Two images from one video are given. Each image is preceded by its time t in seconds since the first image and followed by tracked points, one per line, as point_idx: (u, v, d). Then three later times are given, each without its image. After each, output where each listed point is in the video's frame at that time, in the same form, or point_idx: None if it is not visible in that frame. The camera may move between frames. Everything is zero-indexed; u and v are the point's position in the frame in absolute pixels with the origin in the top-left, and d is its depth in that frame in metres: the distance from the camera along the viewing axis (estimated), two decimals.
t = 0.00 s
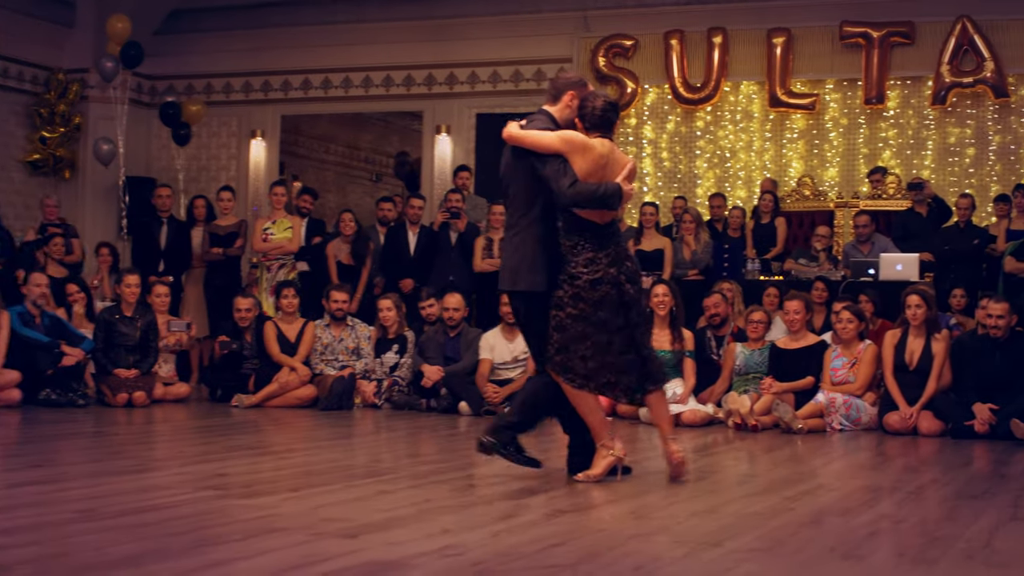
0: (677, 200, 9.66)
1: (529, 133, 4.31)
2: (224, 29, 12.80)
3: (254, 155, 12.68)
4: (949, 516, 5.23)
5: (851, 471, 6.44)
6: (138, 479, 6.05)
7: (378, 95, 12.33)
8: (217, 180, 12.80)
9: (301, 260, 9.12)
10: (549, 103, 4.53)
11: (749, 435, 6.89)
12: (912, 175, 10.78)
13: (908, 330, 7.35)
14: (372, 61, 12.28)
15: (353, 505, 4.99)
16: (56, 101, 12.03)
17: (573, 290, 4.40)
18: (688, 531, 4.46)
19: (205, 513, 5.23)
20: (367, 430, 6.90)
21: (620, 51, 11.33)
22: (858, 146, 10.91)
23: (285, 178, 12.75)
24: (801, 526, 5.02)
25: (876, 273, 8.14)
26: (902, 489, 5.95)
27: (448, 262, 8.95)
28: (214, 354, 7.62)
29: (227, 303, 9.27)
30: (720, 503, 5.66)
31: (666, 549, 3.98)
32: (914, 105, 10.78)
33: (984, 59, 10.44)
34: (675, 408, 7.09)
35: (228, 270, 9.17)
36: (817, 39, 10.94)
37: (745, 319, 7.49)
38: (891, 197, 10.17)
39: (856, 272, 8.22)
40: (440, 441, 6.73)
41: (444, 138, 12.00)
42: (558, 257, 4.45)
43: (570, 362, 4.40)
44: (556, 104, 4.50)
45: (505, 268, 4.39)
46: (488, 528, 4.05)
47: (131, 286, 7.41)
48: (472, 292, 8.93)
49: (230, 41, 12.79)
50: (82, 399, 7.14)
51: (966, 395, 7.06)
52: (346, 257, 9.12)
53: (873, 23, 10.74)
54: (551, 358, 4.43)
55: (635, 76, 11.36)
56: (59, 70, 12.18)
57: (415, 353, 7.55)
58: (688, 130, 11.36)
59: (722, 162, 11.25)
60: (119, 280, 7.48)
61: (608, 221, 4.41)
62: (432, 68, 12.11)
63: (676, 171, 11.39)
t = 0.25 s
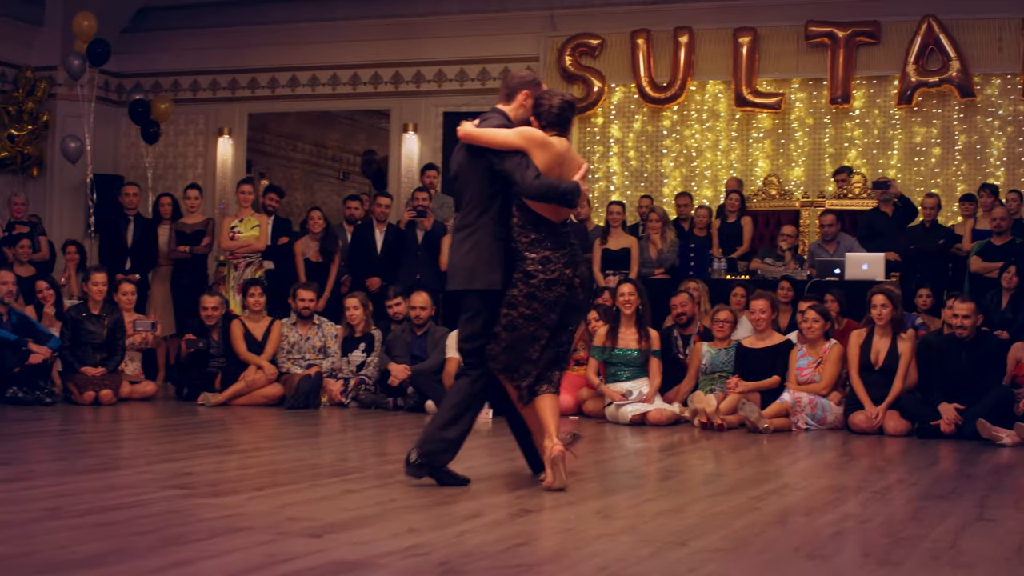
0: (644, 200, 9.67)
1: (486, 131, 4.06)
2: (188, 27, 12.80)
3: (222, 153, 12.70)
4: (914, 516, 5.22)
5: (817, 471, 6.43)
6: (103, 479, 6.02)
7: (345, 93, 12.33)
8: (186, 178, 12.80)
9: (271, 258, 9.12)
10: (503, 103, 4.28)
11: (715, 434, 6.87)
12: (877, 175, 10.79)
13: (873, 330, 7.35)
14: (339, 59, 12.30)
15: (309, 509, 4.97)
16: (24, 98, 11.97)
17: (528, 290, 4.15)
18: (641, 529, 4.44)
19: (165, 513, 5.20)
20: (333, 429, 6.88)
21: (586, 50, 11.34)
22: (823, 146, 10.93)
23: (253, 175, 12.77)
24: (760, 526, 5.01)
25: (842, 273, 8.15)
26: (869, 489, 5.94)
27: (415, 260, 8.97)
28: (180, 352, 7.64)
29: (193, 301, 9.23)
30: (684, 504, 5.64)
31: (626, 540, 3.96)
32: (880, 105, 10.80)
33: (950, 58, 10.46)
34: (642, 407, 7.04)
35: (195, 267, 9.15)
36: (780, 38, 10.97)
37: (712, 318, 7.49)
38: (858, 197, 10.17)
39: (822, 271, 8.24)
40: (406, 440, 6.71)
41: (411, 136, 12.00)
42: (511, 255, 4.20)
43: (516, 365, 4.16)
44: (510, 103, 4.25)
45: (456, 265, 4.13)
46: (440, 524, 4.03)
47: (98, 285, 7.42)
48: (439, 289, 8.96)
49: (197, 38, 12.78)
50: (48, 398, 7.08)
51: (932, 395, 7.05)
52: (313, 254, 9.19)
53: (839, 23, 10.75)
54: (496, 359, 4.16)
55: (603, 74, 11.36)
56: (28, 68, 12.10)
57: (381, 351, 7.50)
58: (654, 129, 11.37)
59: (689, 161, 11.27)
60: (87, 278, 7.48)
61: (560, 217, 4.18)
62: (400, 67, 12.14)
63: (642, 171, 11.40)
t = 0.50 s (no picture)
0: (648, 208, 9.71)
1: (466, 129, 4.16)
2: (190, 38, 12.85)
3: (226, 162, 12.71)
4: (922, 522, 5.22)
5: (825, 479, 6.43)
6: (112, 487, 6.04)
7: (348, 102, 12.37)
8: (190, 188, 12.83)
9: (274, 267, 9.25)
10: (487, 107, 4.37)
11: (722, 442, 6.88)
12: (881, 182, 10.83)
13: (879, 338, 7.37)
14: (343, 68, 12.33)
15: (321, 514, 4.99)
16: (28, 108, 12.08)
17: (516, 287, 4.14)
18: (650, 534, 4.45)
19: (174, 519, 5.22)
20: (341, 437, 6.88)
21: (588, 59, 11.41)
22: (827, 154, 10.97)
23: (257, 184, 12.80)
24: (767, 533, 5.02)
25: (847, 280, 8.13)
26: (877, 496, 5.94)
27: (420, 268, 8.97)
28: (188, 362, 7.63)
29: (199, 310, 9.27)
30: (692, 511, 5.65)
31: (629, 551, 3.99)
32: (882, 112, 10.86)
33: (952, 66, 10.50)
34: (648, 415, 7.02)
35: (200, 275, 9.18)
36: (781, 44, 11.03)
37: (717, 325, 7.49)
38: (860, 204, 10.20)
39: (827, 279, 8.16)
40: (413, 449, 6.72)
41: (415, 145, 12.05)
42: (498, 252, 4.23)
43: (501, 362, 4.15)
44: (493, 106, 4.34)
45: (440, 265, 4.20)
46: (451, 528, 4.06)
47: (104, 293, 7.40)
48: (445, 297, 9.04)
49: (201, 48, 12.83)
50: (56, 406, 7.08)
51: (940, 402, 7.03)
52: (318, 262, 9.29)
53: (840, 31, 10.82)
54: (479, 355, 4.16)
55: (604, 83, 11.41)
56: (30, 77, 12.22)
57: (388, 361, 7.40)
58: (657, 137, 11.41)
59: (692, 169, 11.30)
60: (93, 286, 7.46)
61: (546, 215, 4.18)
62: (402, 76, 12.18)
63: (645, 179, 11.43)
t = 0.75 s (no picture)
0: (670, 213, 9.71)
1: (477, 130, 4.10)
2: (211, 44, 12.89)
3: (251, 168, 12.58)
4: (945, 528, 5.22)
5: (845, 484, 6.43)
6: (135, 493, 6.05)
7: (369, 108, 12.36)
8: (213, 194, 12.79)
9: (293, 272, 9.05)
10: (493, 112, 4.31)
11: (743, 448, 6.88)
12: (903, 188, 10.82)
13: (901, 342, 7.35)
14: (363, 74, 12.34)
15: (348, 520, 5.00)
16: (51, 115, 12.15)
17: (507, 273, 4.11)
18: (679, 543, 4.45)
19: (200, 525, 5.24)
20: (362, 442, 6.90)
21: (610, 63, 11.41)
22: (849, 158, 10.95)
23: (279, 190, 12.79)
24: (792, 538, 5.02)
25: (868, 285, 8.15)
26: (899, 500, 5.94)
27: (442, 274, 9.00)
28: (210, 366, 7.63)
29: (224, 316, 9.31)
30: (714, 517, 5.65)
31: (657, 561, 4.00)
32: (904, 117, 10.84)
33: (974, 71, 10.50)
34: (670, 420, 7.02)
35: (224, 281, 9.27)
36: (804, 50, 11.02)
37: (739, 331, 7.48)
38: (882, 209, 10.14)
39: (849, 283, 8.23)
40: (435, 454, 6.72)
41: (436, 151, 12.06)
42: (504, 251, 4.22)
43: (493, 352, 4.11)
44: (501, 110, 4.28)
45: (452, 271, 4.19)
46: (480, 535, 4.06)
47: (127, 299, 7.40)
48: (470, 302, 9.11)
49: (223, 53, 12.86)
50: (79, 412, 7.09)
51: (960, 407, 7.02)
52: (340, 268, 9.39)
53: (862, 36, 10.80)
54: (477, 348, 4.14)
55: (625, 88, 11.42)
56: (54, 84, 12.32)
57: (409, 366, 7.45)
58: (679, 143, 11.41)
59: (714, 174, 11.30)
60: (115, 292, 7.45)
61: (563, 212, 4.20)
62: (424, 81, 12.17)
63: (667, 185, 11.43)
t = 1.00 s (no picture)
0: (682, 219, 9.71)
1: (490, 140, 4.10)
2: (222, 48, 12.92)
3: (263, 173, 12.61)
4: (956, 533, 5.22)
5: (857, 488, 6.43)
6: (148, 496, 6.07)
7: (382, 112, 12.38)
8: (226, 199, 12.80)
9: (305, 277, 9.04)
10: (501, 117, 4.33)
11: (755, 452, 6.89)
12: (915, 193, 10.80)
13: (913, 347, 7.37)
14: (375, 79, 12.35)
15: (362, 524, 5.01)
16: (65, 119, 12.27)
17: (534, 289, 4.14)
18: (693, 548, 4.45)
19: (213, 530, 5.26)
20: (374, 446, 6.91)
21: (622, 68, 11.42)
22: (862, 163, 10.94)
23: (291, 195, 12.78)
24: (805, 543, 5.02)
25: (881, 290, 8.14)
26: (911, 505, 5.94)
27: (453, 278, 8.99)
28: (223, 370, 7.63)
29: (237, 321, 9.34)
30: (725, 521, 5.66)
31: (671, 565, 4.01)
32: (917, 122, 10.83)
33: (986, 76, 10.49)
34: (681, 424, 7.03)
35: (238, 286, 9.26)
36: (817, 55, 11.02)
37: (751, 335, 7.50)
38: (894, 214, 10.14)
39: (861, 288, 8.21)
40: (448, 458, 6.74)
41: (449, 155, 12.07)
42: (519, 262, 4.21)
43: (533, 368, 4.12)
44: (508, 116, 4.30)
45: (466, 280, 4.15)
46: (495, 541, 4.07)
47: (140, 303, 7.43)
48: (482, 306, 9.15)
49: (235, 58, 12.88)
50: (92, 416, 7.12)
51: (971, 413, 7.01)
52: (351, 273, 9.43)
53: (875, 41, 10.79)
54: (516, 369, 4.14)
55: (637, 92, 11.43)
56: (67, 88, 12.40)
57: (421, 370, 7.49)
58: (691, 147, 11.39)
59: (726, 179, 11.27)
60: (129, 296, 7.49)
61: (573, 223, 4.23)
62: (436, 87, 12.17)
63: (679, 189, 11.41)
